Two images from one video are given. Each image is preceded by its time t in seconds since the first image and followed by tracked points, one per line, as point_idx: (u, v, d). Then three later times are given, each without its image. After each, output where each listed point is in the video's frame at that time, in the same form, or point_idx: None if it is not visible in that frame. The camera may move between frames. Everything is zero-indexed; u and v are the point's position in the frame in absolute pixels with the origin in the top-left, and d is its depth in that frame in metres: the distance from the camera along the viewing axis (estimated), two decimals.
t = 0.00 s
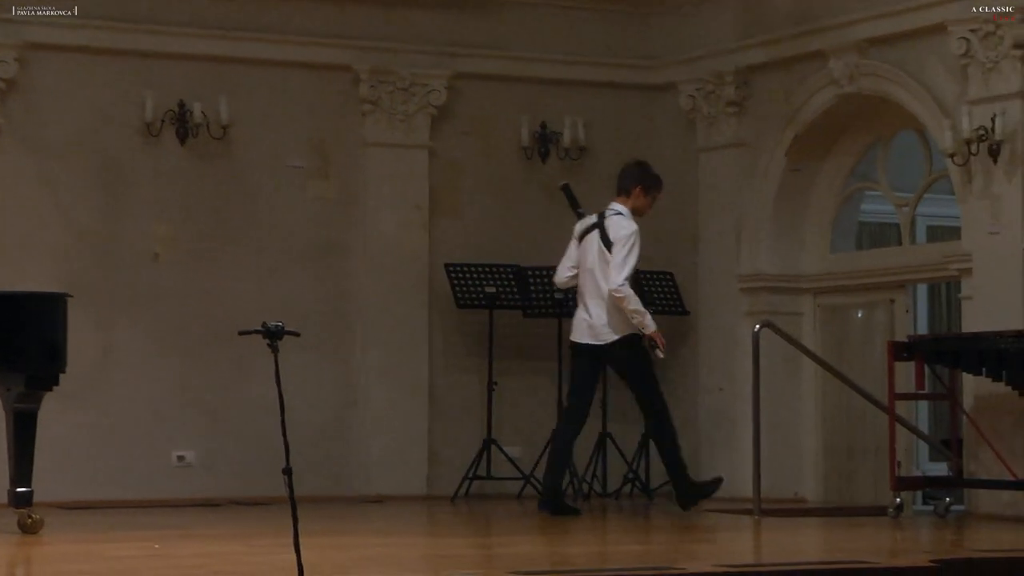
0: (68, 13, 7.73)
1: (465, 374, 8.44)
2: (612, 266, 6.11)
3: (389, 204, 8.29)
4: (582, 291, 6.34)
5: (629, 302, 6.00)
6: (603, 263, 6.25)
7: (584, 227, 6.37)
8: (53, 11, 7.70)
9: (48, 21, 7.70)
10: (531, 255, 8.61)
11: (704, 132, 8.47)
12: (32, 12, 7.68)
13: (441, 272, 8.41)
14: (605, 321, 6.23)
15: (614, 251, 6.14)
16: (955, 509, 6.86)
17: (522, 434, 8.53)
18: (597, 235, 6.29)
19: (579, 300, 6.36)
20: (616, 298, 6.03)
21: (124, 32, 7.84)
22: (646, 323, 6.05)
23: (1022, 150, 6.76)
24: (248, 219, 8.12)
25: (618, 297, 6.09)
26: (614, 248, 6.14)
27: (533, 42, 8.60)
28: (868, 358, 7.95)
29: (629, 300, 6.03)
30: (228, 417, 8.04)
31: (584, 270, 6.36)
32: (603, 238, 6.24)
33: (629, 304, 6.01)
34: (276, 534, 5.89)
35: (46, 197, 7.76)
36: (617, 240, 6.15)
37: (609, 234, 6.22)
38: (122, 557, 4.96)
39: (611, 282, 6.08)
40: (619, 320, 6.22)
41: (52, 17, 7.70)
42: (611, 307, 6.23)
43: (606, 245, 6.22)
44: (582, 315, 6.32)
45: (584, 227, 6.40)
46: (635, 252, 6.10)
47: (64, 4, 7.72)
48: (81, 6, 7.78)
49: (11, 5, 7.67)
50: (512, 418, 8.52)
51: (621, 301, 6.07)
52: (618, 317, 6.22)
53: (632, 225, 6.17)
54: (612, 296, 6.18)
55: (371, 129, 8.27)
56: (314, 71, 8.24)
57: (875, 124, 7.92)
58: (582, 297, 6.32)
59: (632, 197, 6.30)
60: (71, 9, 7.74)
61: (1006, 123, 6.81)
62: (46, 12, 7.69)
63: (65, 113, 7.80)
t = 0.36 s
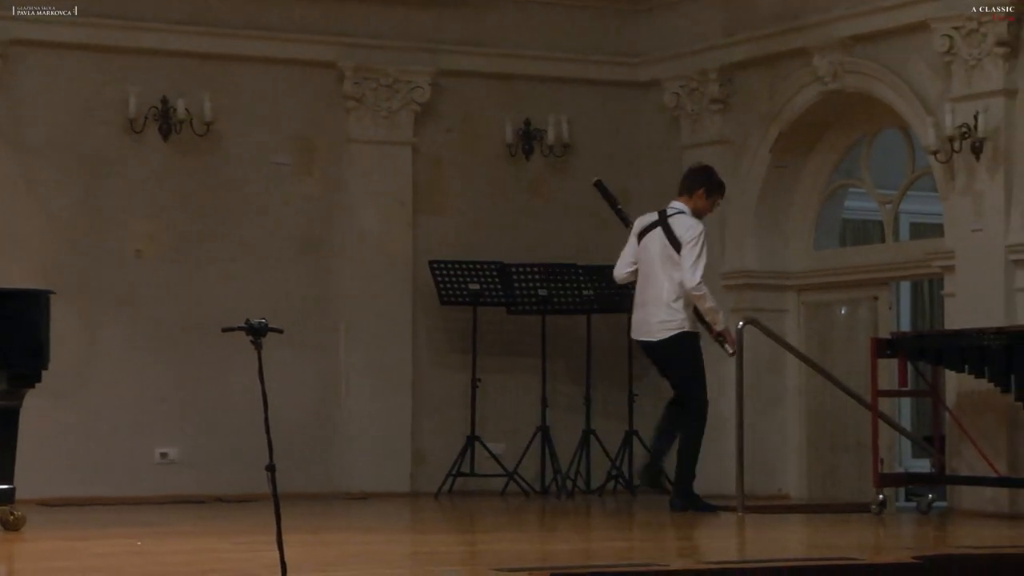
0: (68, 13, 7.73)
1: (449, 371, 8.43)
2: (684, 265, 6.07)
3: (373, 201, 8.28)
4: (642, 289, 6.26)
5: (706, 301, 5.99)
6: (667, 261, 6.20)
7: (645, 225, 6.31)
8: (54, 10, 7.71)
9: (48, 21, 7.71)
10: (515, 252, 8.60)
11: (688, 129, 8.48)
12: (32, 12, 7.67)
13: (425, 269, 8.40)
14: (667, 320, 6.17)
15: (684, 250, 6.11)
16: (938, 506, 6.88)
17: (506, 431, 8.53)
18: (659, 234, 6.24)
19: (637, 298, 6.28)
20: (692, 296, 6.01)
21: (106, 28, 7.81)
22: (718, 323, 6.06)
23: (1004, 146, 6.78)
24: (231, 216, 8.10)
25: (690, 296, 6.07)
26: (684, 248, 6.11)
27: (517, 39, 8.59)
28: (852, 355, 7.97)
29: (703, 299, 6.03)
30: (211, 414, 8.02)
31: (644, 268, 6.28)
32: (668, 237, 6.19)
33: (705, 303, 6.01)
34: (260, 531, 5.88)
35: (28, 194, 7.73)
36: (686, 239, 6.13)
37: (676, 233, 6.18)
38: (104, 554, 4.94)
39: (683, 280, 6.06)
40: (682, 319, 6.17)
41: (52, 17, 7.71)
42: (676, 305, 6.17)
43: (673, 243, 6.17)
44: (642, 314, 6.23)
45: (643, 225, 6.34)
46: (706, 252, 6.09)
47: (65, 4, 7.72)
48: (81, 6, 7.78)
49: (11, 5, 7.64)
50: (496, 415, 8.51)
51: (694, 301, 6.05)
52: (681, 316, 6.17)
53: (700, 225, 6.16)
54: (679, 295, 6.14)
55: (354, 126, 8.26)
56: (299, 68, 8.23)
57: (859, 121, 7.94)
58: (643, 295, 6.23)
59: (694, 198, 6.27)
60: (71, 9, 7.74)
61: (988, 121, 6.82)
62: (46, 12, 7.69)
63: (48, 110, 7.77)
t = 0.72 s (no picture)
0: (68, 13, 7.74)
1: (423, 369, 8.41)
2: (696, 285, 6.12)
3: (347, 198, 8.25)
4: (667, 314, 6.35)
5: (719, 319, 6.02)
6: (684, 284, 6.26)
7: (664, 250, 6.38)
8: (53, 10, 7.71)
9: (48, 21, 7.71)
10: (489, 250, 8.58)
11: (661, 127, 8.48)
12: (31, 12, 7.68)
13: (399, 266, 8.37)
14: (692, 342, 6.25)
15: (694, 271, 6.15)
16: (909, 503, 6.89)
17: (480, 429, 8.52)
18: (676, 257, 6.30)
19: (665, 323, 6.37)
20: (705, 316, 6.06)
21: (79, 25, 7.76)
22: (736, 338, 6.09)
23: (976, 144, 6.81)
24: (204, 213, 8.06)
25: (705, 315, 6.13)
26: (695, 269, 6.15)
27: (491, 36, 8.57)
28: (824, 353, 7.99)
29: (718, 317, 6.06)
30: (185, 411, 7.98)
31: (666, 293, 6.36)
32: (682, 260, 6.25)
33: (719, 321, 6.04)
34: (233, 529, 5.85)
35: None
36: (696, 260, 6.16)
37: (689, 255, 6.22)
38: (76, 552, 4.91)
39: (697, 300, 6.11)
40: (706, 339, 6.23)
41: (52, 17, 7.71)
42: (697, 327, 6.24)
43: (687, 265, 6.22)
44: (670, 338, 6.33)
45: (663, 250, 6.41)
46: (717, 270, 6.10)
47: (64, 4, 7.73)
48: (81, 6, 7.79)
49: (11, 6, 7.66)
50: (470, 413, 8.50)
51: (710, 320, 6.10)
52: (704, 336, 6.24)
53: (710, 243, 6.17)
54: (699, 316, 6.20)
55: (328, 123, 8.24)
56: (273, 65, 8.20)
57: (831, 119, 7.96)
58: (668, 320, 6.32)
59: (709, 219, 6.32)
60: (70, 9, 7.75)
61: (961, 120, 6.85)
62: (46, 12, 7.69)
63: (21, 106, 7.73)
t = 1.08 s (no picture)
0: (69, 13, 7.75)
1: (399, 370, 8.38)
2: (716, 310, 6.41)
3: (323, 199, 8.23)
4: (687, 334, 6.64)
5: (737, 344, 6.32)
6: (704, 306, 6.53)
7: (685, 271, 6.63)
8: (53, 10, 7.72)
9: (47, 21, 7.71)
10: (465, 251, 8.56)
11: (637, 128, 8.48)
12: (32, 12, 7.68)
13: (375, 267, 8.35)
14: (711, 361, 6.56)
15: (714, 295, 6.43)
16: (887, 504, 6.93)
17: (456, 431, 8.50)
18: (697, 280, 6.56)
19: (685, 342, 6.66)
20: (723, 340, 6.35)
21: (55, 25, 7.72)
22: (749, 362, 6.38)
23: (952, 145, 6.83)
24: (180, 213, 8.03)
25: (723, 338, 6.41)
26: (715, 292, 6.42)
27: (468, 37, 8.56)
28: (800, 353, 8.01)
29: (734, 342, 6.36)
30: (161, 412, 7.94)
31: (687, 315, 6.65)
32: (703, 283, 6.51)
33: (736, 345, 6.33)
34: (208, 530, 5.82)
35: None
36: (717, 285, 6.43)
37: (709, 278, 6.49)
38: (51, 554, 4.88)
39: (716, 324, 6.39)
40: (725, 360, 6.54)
41: (52, 17, 7.72)
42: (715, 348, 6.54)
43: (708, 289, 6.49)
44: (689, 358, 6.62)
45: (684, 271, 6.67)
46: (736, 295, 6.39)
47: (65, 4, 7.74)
48: (81, 6, 7.80)
49: (11, 6, 7.66)
50: (447, 414, 8.48)
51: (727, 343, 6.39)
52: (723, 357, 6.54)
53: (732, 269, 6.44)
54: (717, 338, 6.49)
55: (305, 124, 8.21)
56: (249, 65, 8.17)
57: (808, 120, 7.98)
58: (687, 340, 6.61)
59: (730, 244, 6.56)
60: (71, 9, 7.76)
61: (937, 121, 6.87)
62: (46, 12, 7.70)
63: None
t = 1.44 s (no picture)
0: (68, 13, 7.75)
1: (390, 371, 8.38)
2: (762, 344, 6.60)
3: (313, 200, 8.22)
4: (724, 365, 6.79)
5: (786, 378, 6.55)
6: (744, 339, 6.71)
7: (720, 303, 6.77)
8: (53, 10, 7.71)
9: (48, 21, 7.71)
10: (455, 252, 8.55)
11: (628, 129, 8.48)
12: (32, 12, 7.68)
13: (365, 268, 8.34)
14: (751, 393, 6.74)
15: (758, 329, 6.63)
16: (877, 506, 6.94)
17: (447, 431, 8.49)
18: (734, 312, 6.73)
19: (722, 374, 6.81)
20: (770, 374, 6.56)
21: (45, 25, 7.70)
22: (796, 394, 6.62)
23: (941, 146, 6.84)
24: (171, 213, 8.01)
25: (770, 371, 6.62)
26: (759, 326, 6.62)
27: (459, 37, 8.55)
28: (791, 354, 8.03)
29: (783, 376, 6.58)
30: (151, 413, 7.92)
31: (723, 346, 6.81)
32: (743, 315, 6.69)
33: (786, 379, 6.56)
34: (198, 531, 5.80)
35: None
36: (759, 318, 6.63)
37: (750, 311, 6.68)
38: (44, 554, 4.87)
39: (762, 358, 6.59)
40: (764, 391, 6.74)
41: (51, 17, 7.71)
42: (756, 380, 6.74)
43: (749, 322, 6.67)
44: (728, 390, 6.78)
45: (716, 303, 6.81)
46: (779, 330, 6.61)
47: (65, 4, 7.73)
48: (81, 6, 7.80)
49: (11, 6, 7.66)
50: (438, 415, 8.47)
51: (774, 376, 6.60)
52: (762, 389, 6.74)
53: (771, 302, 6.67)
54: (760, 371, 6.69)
55: (295, 124, 8.20)
56: (240, 66, 8.16)
57: (797, 120, 7.98)
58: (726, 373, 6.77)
59: (763, 275, 6.76)
60: (71, 9, 7.76)
61: (926, 121, 6.88)
62: (47, 12, 7.70)
63: None
